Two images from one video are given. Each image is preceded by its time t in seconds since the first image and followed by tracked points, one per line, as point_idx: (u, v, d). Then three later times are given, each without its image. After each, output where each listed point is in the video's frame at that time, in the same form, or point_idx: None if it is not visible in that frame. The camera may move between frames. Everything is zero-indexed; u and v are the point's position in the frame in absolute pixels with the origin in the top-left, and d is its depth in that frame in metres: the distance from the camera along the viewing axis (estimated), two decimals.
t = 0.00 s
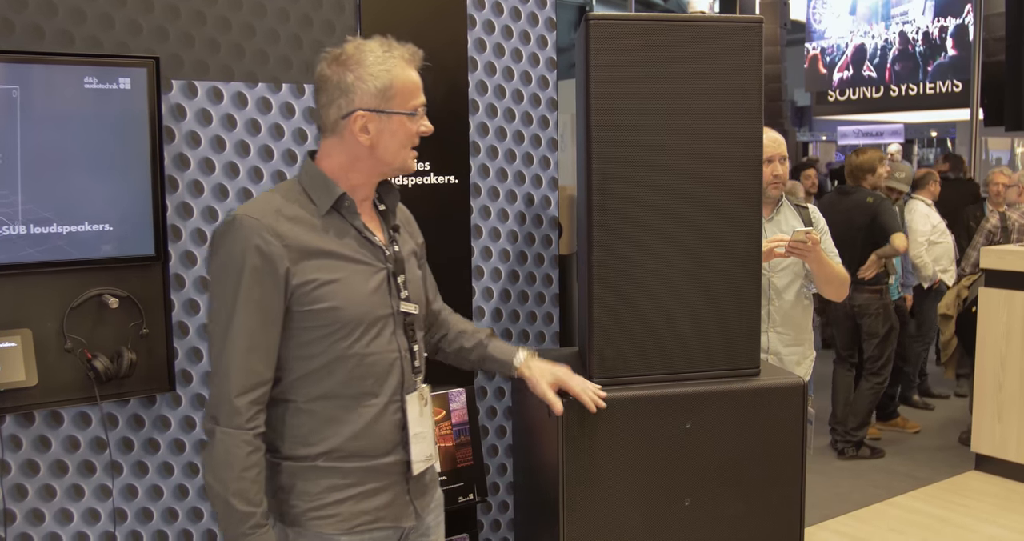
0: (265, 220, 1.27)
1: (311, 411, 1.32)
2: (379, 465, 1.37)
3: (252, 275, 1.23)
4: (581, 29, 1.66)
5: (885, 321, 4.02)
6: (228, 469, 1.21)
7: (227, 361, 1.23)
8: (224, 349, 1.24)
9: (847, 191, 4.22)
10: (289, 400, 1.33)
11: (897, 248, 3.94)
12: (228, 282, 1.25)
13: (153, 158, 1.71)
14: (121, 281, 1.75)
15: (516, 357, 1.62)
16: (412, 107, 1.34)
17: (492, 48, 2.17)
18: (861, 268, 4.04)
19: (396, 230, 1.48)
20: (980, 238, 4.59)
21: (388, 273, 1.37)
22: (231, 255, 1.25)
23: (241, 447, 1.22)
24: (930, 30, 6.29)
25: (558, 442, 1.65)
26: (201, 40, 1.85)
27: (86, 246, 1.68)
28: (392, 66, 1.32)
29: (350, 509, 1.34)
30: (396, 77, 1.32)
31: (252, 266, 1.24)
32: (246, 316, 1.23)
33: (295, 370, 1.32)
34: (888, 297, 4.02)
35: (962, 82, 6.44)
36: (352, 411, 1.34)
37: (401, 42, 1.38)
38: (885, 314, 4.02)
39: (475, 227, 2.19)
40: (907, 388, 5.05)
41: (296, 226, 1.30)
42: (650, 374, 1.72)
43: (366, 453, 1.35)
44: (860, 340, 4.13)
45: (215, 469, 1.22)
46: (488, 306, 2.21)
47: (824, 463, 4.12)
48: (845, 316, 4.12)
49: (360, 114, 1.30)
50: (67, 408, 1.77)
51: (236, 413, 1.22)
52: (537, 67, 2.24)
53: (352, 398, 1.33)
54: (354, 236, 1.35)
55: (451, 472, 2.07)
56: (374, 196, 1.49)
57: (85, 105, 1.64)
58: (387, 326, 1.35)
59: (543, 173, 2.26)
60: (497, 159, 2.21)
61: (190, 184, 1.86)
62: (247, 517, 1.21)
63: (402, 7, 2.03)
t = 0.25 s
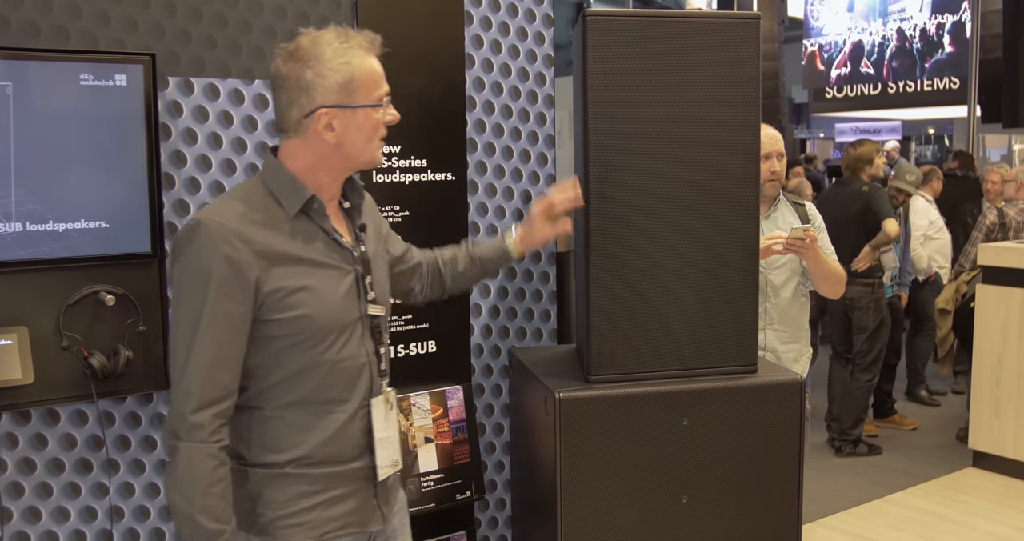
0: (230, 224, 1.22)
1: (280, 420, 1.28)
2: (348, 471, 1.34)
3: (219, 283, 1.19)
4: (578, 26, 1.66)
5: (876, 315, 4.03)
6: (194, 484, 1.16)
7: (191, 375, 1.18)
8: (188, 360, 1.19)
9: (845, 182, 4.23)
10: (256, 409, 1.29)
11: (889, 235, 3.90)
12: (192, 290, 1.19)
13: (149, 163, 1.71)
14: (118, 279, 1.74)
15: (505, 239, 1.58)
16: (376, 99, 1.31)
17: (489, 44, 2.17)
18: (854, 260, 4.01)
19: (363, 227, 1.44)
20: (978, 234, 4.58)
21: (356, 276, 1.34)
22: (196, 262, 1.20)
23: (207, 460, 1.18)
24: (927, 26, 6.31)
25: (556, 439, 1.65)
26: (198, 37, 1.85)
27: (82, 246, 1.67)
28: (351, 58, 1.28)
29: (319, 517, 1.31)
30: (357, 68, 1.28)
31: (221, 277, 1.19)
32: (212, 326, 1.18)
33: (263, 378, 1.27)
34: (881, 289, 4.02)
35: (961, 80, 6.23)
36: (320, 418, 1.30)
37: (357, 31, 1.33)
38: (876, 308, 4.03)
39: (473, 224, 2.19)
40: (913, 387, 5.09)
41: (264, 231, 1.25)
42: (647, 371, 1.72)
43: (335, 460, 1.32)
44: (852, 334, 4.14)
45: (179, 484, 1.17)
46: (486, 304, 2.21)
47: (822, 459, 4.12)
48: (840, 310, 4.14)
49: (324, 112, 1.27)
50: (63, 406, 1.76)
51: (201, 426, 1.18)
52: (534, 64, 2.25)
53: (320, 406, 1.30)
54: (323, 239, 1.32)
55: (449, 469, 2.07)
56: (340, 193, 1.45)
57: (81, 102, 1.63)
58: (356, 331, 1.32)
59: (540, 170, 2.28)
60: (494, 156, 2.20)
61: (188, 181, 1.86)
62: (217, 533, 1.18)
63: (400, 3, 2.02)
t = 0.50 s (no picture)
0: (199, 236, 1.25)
1: (254, 425, 1.33)
2: (324, 473, 1.39)
3: (188, 296, 1.22)
4: (576, 24, 1.66)
5: (868, 313, 4.04)
6: (174, 498, 1.22)
7: (164, 388, 1.22)
8: (160, 372, 1.23)
9: (841, 179, 4.23)
10: (228, 415, 1.33)
11: (881, 229, 3.96)
12: (163, 303, 1.23)
13: (147, 161, 1.71)
14: (114, 277, 1.74)
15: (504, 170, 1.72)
16: (344, 101, 1.36)
17: (487, 42, 2.17)
18: (847, 256, 4.04)
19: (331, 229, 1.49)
20: (976, 232, 4.57)
21: (325, 277, 1.39)
22: (163, 273, 1.22)
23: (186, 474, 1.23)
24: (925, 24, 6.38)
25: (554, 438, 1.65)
26: (195, 36, 1.84)
27: (79, 245, 1.67)
28: (318, 61, 1.32)
29: (298, 521, 1.37)
30: (324, 70, 1.33)
31: (190, 287, 1.22)
32: (183, 338, 1.22)
33: (234, 386, 1.32)
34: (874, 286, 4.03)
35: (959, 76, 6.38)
36: (292, 421, 1.35)
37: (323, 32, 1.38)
38: (868, 305, 4.04)
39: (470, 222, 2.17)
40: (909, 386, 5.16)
41: (231, 238, 1.29)
42: (644, 369, 1.72)
43: (311, 463, 1.38)
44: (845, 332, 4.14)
45: (159, 500, 1.22)
46: (483, 302, 2.21)
47: (820, 458, 4.12)
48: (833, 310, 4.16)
49: (291, 115, 1.31)
50: (60, 404, 1.76)
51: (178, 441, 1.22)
52: (531, 62, 2.25)
53: (292, 410, 1.35)
54: (290, 243, 1.36)
55: (446, 468, 2.06)
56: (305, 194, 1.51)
57: (78, 101, 1.63)
58: (326, 333, 1.38)
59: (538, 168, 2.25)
60: (492, 155, 2.21)
61: (184, 180, 1.86)
62: None
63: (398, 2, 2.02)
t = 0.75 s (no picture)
0: (171, 242, 1.26)
1: (234, 428, 1.34)
2: (309, 475, 1.41)
3: (160, 301, 1.23)
4: (572, 24, 1.66)
5: (861, 310, 4.01)
6: (153, 504, 1.23)
7: (141, 394, 1.23)
8: (136, 378, 1.24)
9: (834, 177, 4.24)
10: (209, 419, 1.35)
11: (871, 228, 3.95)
12: (137, 309, 1.24)
13: (143, 159, 1.70)
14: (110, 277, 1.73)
15: (501, 173, 1.71)
16: (314, 102, 1.36)
17: (483, 42, 2.17)
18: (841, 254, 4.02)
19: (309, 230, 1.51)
20: (966, 231, 4.61)
21: (302, 278, 1.40)
22: (137, 280, 1.24)
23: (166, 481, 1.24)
24: (921, 23, 6.40)
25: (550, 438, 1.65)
26: (190, 35, 1.84)
27: (74, 245, 1.66)
28: (286, 61, 1.32)
29: (284, 524, 1.39)
30: (293, 71, 1.32)
31: (164, 293, 1.24)
32: (157, 344, 1.23)
33: (213, 390, 1.33)
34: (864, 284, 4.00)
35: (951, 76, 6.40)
36: (274, 423, 1.36)
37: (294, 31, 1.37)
38: (861, 302, 4.00)
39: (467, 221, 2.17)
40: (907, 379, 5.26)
41: (203, 242, 1.31)
42: (640, 368, 1.72)
43: (296, 465, 1.39)
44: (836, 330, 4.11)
45: (137, 507, 1.23)
46: (480, 301, 2.21)
47: (817, 457, 4.13)
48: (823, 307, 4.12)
49: (258, 116, 1.32)
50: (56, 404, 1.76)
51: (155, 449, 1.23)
52: (528, 61, 2.24)
53: (273, 412, 1.36)
54: (266, 245, 1.37)
55: (443, 467, 2.06)
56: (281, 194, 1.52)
57: (73, 100, 1.62)
58: (305, 334, 1.39)
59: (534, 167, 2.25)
60: (488, 154, 2.20)
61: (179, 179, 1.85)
62: None
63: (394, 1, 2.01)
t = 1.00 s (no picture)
0: (161, 240, 1.26)
1: (224, 430, 1.34)
2: (299, 479, 1.41)
3: (148, 300, 1.23)
4: (573, 24, 1.66)
5: (856, 309, 3.99)
6: (135, 504, 1.22)
7: (127, 393, 1.23)
8: (123, 377, 1.24)
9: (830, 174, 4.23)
10: (198, 420, 1.34)
11: (870, 225, 3.95)
12: (125, 307, 1.24)
13: (143, 160, 1.70)
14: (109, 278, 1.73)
15: (460, 198, 1.70)
16: (306, 103, 1.37)
17: (483, 42, 2.17)
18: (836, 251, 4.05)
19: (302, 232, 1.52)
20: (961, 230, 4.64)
21: (294, 279, 1.41)
22: (125, 278, 1.24)
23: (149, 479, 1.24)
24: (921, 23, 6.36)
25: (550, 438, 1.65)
26: (190, 35, 1.84)
27: (73, 246, 1.66)
28: (279, 60, 1.33)
29: (276, 527, 1.38)
30: (285, 70, 1.33)
31: (151, 291, 1.23)
32: (145, 342, 1.23)
33: (202, 390, 1.33)
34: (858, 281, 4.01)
35: (952, 77, 6.53)
36: (264, 426, 1.36)
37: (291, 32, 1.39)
38: (856, 300, 3.98)
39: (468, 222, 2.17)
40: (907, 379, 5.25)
41: (193, 241, 1.31)
42: (640, 368, 1.72)
43: (287, 469, 1.39)
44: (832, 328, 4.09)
45: (116, 505, 1.22)
46: (480, 302, 2.20)
47: (817, 457, 4.12)
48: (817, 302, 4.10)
49: (247, 113, 1.32)
50: (57, 405, 1.75)
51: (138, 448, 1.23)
52: (528, 61, 2.24)
53: (263, 414, 1.36)
54: (257, 245, 1.37)
55: (444, 468, 2.05)
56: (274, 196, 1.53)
57: (73, 100, 1.62)
58: (296, 336, 1.39)
59: (534, 168, 2.26)
60: (489, 154, 2.20)
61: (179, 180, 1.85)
62: None
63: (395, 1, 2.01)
